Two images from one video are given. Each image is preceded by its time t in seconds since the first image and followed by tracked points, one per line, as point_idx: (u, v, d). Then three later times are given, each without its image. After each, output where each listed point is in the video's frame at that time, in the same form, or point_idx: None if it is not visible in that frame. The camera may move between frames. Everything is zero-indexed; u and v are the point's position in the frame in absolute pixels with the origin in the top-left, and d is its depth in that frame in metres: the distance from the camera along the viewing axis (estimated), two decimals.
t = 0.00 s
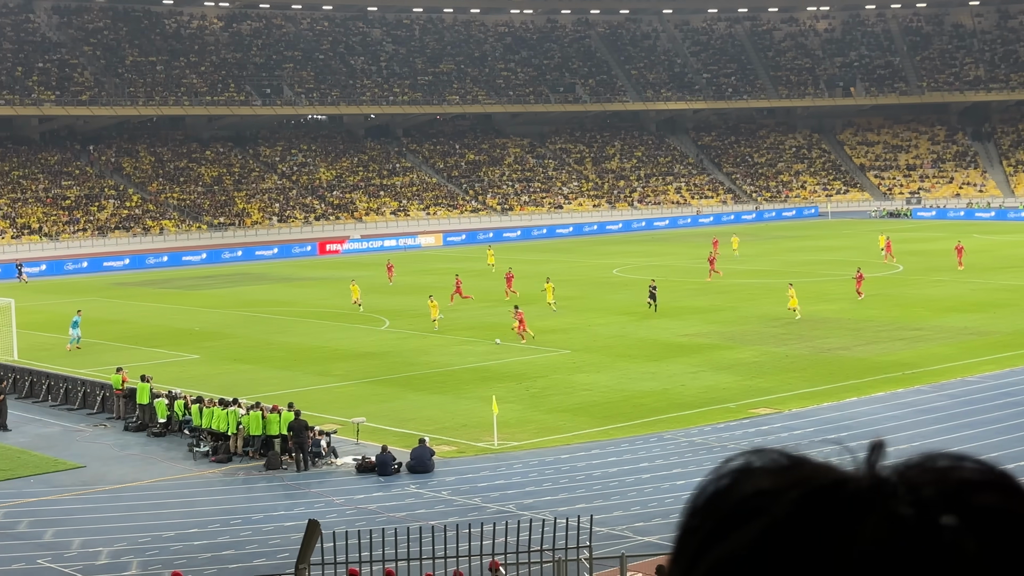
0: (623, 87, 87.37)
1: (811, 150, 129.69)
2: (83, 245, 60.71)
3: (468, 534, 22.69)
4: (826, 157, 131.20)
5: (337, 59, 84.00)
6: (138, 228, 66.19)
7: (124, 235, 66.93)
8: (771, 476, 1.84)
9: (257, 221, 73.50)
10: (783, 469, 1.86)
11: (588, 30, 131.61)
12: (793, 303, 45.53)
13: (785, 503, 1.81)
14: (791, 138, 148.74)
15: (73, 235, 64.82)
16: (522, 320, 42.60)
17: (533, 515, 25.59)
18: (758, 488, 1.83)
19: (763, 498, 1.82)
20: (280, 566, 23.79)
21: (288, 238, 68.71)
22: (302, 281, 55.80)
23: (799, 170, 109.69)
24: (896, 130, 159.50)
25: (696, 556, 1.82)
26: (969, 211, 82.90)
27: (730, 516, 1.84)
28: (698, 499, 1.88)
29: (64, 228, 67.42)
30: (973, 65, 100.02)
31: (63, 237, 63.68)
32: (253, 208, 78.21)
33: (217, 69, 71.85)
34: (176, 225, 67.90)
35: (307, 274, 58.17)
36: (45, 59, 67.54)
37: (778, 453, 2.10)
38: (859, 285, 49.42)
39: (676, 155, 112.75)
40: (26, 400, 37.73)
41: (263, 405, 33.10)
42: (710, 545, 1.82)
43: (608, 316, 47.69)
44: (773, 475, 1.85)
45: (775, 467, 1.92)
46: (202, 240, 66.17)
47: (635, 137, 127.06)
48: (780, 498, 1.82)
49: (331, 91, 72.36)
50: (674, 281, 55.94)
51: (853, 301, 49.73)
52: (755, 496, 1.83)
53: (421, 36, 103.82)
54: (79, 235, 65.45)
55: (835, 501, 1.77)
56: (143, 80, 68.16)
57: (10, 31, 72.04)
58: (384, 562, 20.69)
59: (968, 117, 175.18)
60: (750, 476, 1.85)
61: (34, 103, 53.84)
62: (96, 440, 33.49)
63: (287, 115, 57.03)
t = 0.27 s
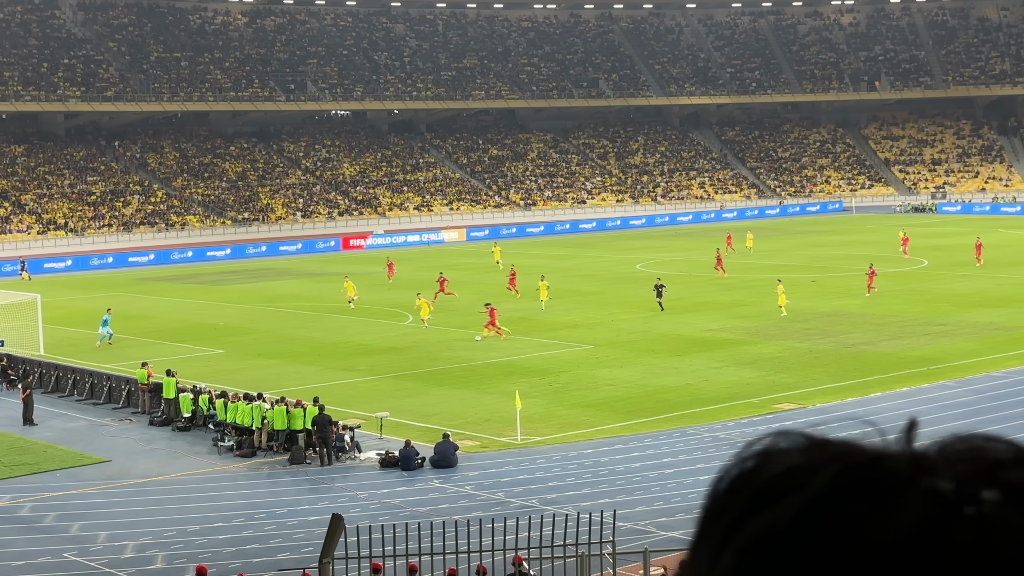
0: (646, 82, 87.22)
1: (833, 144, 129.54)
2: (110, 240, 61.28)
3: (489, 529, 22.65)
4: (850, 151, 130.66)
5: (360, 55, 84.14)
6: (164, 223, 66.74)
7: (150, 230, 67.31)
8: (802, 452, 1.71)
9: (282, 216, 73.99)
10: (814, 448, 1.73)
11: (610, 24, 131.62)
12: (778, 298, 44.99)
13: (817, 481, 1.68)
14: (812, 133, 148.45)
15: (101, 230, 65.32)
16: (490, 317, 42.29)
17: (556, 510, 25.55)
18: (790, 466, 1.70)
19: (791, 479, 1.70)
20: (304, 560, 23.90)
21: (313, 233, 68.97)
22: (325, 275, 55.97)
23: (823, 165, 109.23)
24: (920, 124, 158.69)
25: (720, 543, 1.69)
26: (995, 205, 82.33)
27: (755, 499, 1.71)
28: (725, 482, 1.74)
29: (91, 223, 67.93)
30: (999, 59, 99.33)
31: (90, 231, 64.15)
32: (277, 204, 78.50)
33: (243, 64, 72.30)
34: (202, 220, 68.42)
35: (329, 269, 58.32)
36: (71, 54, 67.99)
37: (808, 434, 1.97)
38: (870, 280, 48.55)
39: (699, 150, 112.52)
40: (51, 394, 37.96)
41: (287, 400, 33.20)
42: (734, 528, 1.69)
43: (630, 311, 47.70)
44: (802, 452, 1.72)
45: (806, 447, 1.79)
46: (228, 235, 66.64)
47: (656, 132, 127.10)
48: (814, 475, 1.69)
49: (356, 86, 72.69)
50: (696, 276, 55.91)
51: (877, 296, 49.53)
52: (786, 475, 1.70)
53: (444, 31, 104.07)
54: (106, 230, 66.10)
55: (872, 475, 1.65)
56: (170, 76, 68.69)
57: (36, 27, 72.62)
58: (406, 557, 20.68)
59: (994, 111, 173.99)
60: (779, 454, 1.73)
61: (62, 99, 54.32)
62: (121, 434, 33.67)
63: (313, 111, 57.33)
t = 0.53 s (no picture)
0: (660, 76, 87.06)
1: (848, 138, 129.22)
2: (127, 236, 61.51)
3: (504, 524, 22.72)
4: (865, 144, 130.23)
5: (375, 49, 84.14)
6: (180, 218, 66.93)
7: (165, 225, 67.45)
8: (819, 470, 1.78)
9: (297, 212, 74.14)
10: (827, 469, 1.81)
11: (625, 18, 131.38)
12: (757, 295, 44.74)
13: (833, 499, 1.75)
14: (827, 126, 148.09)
15: (116, 225, 65.42)
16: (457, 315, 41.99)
17: (570, 504, 25.64)
18: (803, 486, 1.78)
19: (805, 498, 1.77)
20: (319, 554, 23.97)
21: (328, 228, 69.06)
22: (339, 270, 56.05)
23: (837, 159, 108.92)
24: (935, 118, 158.08)
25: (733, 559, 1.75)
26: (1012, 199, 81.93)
27: (771, 516, 1.79)
28: (738, 506, 1.81)
29: (106, 218, 68.06)
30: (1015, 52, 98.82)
31: (106, 227, 64.29)
32: (292, 199, 78.58)
33: (258, 59, 72.46)
34: (218, 215, 68.59)
35: (343, 264, 58.39)
36: (87, 50, 68.11)
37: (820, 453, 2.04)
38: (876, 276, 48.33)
39: (713, 144, 112.28)
40: (67, 389, 38.09)
41: (302, 394, 33.28)
42: (749, 545, 1.76)
43: (645, 305, 47.68)
44: (817, 473, 1.80)
45: (820, 465, 1.87)
46: (243, 230, 66.85)
47: (670, 127, 126.93)
48: (827, 494, 1.76)
49: (370, 80, 72.71)
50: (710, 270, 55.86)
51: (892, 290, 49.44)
52: (801, 496, 1.78)
53: (459, 25, 104.08)
54: (122, 225, 66.34)
55: (881, 498, 1.73)
56: (185, 71, 68.89)
57: (52, 22, 72.84)
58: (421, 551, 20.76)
59: (1009, 105, 173.19)
60: (793, 475, 1.80)
61: (79, 94, 54.51)
62: (137, 429, 33.77)
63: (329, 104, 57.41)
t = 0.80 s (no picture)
0: (668, 71, 86.91)
1: (855, 133, 129.01)
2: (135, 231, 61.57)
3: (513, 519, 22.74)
4: (873, 139, 130.03)
5: (382, 44, 84.02)
6: (188, 213, 66.97)
7: (173, 220, 67.47)
8: (851, 485, 1.79)
9: (305, 207, 74.12)
10: (858, 482, 1.82)
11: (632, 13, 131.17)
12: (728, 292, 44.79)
13: (866, 511, 1.77)
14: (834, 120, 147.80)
15: (124, 221, 65.49)
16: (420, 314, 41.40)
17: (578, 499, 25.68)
18: (834, 499, 1.80)
19: (840, 512, 1.78)
20: (328, 549, 23.99)
21: (336, 223, 69.01)
22: (346, 266, 56.07)
23: (845, 153, 108.68)
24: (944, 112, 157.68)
25: None
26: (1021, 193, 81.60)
27: (803, 530, 1.80)
28: (769, 521, 1.82)
29: (115, 213, 68.11)
30: None
31: (114, 222, 64.33)
32: (300, 193, 78.52)
33: (265, 54, 72.40)
34: (226, 210, 68.63)
35: (351, 259, 58.37)
36: (95, 46, 68.10)
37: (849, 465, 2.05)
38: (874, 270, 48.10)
39: (721, 139, 112.08)
40: (75, 384, 38.15)
41: (310, 389, 33.31)
42: (777, 559, 1.78)
43: (653, 300, 47.66)
44: (848, 486, 1.81)
45: (851, 476, 1.88)
46: (252, 225, 66.91)
47: (678, 122, 126.79)
48: (861, 509, 1.77)
49: (378, 75, 72.66)
50: (718, 265, 55.82)
51: (900, 284, 49.38)
52: (833, 509, 1.79)
53: (466, 20, 103.93)
54: (130, 220, 66.38)
55: (915, 509, 1.74)
56: (193, 66, 68.86)
57: (60, 18, 72.82)
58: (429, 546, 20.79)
59: (1017, 99, 172.56)
60: (823, 487, 1.81)
61: (87, 89, 54.51)
62: (145, 424, 33.82)
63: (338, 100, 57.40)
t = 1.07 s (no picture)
0: (670, 68, 87.11)
1: (859, 129, 128.97)
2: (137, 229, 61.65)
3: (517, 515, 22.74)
4: (876, 135, 130.20)
5: (385, 42, 84.18)
6: (191, 211, 67.03)
7: (176, 217, 67.64)
8: (857, 472, 1.74)
9: (307, 205, 74.20)
10: (863, 469, 1.77)
11: (636, 10, 131.06)
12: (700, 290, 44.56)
13: (873, 499, 1.71)
14: (838, 117, 147.72)
15: (127, 218, 65.67)
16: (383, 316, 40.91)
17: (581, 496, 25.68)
18: (840, 487, 1.75)
19: (848, 500, 1.73)
20: (331, 545, 24.02)
21: (338, 221, 69.25)
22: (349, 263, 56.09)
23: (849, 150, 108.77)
24: (947, 109, 157.80)
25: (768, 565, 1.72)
26: None
27: (809, 519, 1.75)
28: (773, 509, 1.77)
29: (117, 211, 68.21)
30: None
31: (116, 220, 64.45)
32: (303, 191, 78.68)
33: (268, 53, 72.45)
34: (229, 208, 68.72)
35: (353, 257, 58.44)
36: (97, 44, 68.27)
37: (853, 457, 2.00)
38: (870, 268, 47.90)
39: (724, 136, 112.20)
40: (78, 381, 38.18)
41: (313, 386, 33.33)
42: (781, 548, 1.73)
43: (656, 296, 47.66)
44: (854, 472, 1.76)
45: (857, 465, 1.83)
46: (254, 223, 67.12)
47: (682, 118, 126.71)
48: (869, 495, 1.72)
49: (380, 73, 72.91)
50: (721, 262, 55.83)
51: (903, 281, 49.46)
52: (843, 494, 1.74)
53: (469, 17, 103.94)
54: (133, 218, 66.47)
55: (930, 500, 1.68)
56: (196, 64, 68.91)
57: (63, 17, 72.89)
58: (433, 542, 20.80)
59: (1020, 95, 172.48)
60: (826, 476, 1.77)
61: (89, 88, 54.57)
62: (149, 421, 33.87)
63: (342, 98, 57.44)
